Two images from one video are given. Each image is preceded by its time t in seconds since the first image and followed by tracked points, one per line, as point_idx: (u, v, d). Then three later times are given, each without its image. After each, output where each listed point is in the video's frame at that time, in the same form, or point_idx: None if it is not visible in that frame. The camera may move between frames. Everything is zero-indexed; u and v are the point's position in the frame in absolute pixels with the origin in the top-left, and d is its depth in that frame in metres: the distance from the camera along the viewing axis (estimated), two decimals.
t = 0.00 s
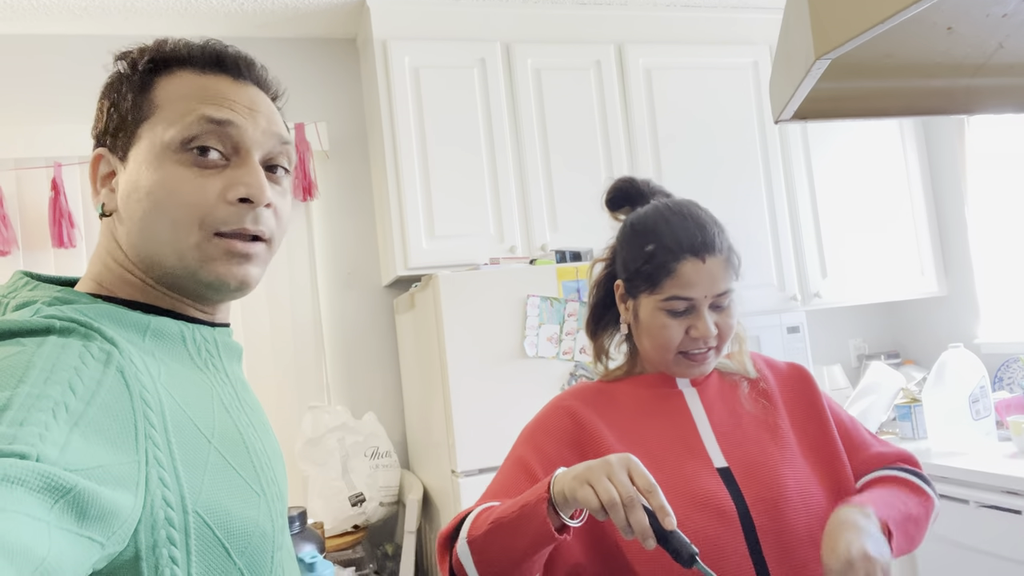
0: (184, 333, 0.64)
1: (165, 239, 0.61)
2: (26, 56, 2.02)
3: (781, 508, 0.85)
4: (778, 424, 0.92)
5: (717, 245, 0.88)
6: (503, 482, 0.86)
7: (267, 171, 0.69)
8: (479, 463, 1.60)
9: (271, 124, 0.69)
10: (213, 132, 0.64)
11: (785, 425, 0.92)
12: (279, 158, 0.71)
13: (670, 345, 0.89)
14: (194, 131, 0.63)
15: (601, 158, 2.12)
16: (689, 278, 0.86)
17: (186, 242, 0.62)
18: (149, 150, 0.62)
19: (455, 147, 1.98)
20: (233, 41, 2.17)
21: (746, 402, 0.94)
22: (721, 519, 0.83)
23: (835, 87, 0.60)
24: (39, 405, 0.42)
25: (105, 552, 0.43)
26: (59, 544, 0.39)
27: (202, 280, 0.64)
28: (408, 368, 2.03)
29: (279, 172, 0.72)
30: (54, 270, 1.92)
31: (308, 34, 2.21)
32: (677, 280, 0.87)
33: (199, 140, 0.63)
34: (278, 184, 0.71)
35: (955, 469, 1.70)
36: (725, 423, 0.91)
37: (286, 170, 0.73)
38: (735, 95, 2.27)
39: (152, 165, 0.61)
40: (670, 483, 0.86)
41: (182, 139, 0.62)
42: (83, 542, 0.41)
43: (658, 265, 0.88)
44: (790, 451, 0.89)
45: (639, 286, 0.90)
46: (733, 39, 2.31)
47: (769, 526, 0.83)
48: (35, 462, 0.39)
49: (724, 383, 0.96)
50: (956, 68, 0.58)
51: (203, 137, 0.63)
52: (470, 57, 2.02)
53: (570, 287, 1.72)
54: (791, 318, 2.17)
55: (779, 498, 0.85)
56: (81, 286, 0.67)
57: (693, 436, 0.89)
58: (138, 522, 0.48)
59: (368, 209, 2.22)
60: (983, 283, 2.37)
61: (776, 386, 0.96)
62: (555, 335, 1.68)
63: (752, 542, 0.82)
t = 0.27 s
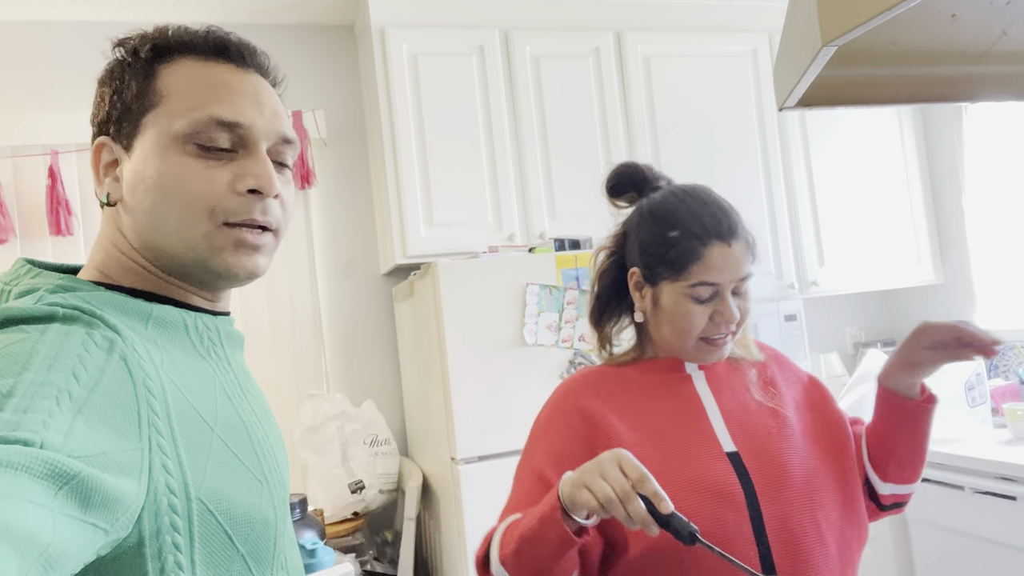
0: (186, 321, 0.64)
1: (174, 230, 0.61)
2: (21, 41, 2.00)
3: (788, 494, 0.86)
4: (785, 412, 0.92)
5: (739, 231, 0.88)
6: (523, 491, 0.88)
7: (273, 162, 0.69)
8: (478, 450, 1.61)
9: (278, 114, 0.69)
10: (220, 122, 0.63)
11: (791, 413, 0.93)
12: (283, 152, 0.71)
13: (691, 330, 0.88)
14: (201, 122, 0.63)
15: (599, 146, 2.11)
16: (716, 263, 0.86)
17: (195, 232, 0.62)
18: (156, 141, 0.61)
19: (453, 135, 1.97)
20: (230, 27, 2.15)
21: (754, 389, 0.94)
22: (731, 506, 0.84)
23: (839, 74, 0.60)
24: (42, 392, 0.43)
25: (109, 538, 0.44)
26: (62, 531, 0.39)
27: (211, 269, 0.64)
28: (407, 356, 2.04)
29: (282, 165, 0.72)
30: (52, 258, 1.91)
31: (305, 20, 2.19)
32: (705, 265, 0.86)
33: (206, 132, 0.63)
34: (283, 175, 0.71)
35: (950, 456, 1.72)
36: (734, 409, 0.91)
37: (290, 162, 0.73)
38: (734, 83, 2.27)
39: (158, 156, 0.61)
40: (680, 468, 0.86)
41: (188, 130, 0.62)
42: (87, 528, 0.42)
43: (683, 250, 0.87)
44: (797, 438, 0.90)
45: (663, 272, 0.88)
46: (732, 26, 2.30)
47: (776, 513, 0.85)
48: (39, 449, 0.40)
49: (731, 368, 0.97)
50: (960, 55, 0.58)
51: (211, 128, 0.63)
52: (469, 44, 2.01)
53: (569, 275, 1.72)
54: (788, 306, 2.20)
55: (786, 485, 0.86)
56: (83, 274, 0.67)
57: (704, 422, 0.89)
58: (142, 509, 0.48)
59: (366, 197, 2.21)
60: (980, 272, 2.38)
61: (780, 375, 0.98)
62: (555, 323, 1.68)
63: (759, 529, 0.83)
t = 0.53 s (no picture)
0: (186, 304, 0.64)
1: (182, 216, 0.62)
2: (14, 21, 1.98)
3: (791, 474, 0.87)
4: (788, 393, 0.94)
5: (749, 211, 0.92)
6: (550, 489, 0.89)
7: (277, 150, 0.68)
8: (477, 432, 1.62)
9: (282, 101, 0.69)
10: (229, 110, 0.63)
11: (794, 395, 0.94)
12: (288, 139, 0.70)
13: (724, 312, 0.90)
14: (209, 111, 0.62)
15: (598, 128, 2.10)
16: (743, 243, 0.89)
17: (202, 219, 0.62)
18: (164, 128, 0.61)
19: (451, 117, 1.96)
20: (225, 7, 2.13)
21: (757, 369, 0.96)
22: (735, 485, 0.84)
23: (840, 55, 0.60)
24: (41, 374, 0.43)
25: (110, 518, 0.44)
26: (63, 511, 0.40)
27: (218, 254, 0.65)
28: (406, 340, 2.04)
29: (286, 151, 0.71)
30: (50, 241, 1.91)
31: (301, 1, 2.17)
32: (733, 246, 0.89)
33: (215, 120, 0.62)
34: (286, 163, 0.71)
35: (945, 438, 1.73)
36: (738, 389, 0.92)
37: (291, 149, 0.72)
38: (734, 65, 2.25)
39: (166, 142, 0.61)
40: (686, 449, 0.87)
41: (197, 118, 0.62)
42: (88, 509, 0.42)
43: (711, 234, 0.89)
44: (799, 419, 0.92)
45: (692, 258, 0.90)
46: (733, 7, 2.28)
47: (779, 493, 0.85)
48: (39, 430, 0.40)
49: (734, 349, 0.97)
50: (962, 36, 0.58)
51: (218, 116, 0.63)
52: (467, 25, 1.99)
53: (567, 258, 1.72)
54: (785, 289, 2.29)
55: (789, 464, 0.87)
56: (82, 256, 0.67)
57: (709, 402, 0.90)
58: (142, 490, 0.49)
59: (363, 180, 2.21)
60: (977, 256, 2.39)
61: (784, 357, 0.99)
62: (553, 307, 1.69)
63: (762, 509, 0.84)
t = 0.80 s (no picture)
0: (185, 301, 0.64)
1: (181, 212, 0.61)
2: (12, 15, 1.97)
3: (788, 474, 0.86)
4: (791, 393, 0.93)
5: (742, 203, 0.89)
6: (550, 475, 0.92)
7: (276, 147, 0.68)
8: (476, 427, 1.63)
9: (280, 99, 0.68)
10: (226, 105, 0.63)
11: (798, 395, 0.93)
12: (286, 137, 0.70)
13: (706, 307, 0.89)
14: (208, 107, 0.62)
15: (597, 123, 2.10)
16: (724, 239, 0.86)
17: (201, 215, 0.62)
18: (162, 124, 0.61)
19: (450, 112, 1.95)
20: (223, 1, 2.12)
21: (761, 368, 0.95)
22: (729, 484, 0.84)
23: (838, 54, 0.59)
24: (40, 372, 0.43)
25: (110, 515, 0.44)
26: (63, 509, 0.40)
27: (217, 250, 0.64)
28: (404, 334, 2.04)
29: (284, 150, 0.71)
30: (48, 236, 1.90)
31: None
32: (713, 242, 0.86)
33: (212, 115, 0.62)
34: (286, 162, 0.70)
35: (943, 434, 1.74)
36: (739, 388, 0.92)
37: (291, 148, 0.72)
38: (733, 61, 2.25)
39: (165, 138, 0.61)
40: (683, 444, 0.87)
41: (195, 114, 0.62)
42: (88, 507, 0.42)
43: (691, 230, 0.87)
44: (802, 419, 0.91)
45: (671, 253, 0.89)
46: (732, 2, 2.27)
47: (773, 493, 0.85)
48: (38, 429, 0.40)
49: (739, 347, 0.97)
50: (961, 35, 0.58)
51: (217, 112, 0.62)
52: (465, 20, 1.98)
53: (566, 254, 1.72)
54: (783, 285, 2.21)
55: (786, 465, 0.86)
56: (81, 253, 0.67)
57: (707, 399, 0.90)
58: (142, 488, 0.49)
59: (362, 175, 2.20)
60: (976, 252, 2.39)
61: (791, 356, 0.98)
62: (551, 302, 1.69)
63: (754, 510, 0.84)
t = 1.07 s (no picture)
0: (184, 298, 0.65)
1: (178, 208, 0.62)
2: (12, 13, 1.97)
3: (782, 475, 0.86)
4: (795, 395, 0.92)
5: (735, 198, 0.89)
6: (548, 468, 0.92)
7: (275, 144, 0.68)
8: (474, 426, 1.63)
9: (279, 95, 0.69)
10: (223, 100, 0.63)
11: (803, 398, 0.92)
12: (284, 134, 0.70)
13: (691, 301, 0.89)
14: (207, 103, 0.62)
15: (597, 122, 2.10)
16: (708, 231, 0.87)
17: (197, 211, 0.62)
18: (160, 120, 0.61)
19: (450, 111, 1.95)
20: None
21: (766, 369, 0.94)
22: (720, 484, 0.84)
23: (835, 52, 0.59)
24: (39, 367, 0.43)
25: (110, 510, 0.45)
26: (62, 504, 0.40)
27: (213, 247, 0.65)
28: (404, 333, 2.04)
29: (284, 146, 0.71)
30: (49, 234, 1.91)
31: None
32: (697, 233, 0.87)
33: (210, 110, 0.62)
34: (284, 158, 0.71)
35: (942, 433, 1.74)
36: (739, 389, 0.91)
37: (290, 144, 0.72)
38: (733, 60, 2.25)
39: (162, 134, 0.61)
40: (677, 444, 0.87)
41: (192, 109, 0.62)
42: (88, 501, 0.43)
43: (676, 220, 0.88)
44: (803, 422, 0.90)
45: (659, 244, 0.90)
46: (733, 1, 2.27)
47: (761, 493, 0.85)
48: (37, 424, 0.40)
49: (745, 348, 0.96)
50: (958, 33, 0.58)
51: (214, 107, 0.62)
52: (465, 19, 1.98)
53: (565, 253, 1.72)
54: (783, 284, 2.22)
55: (779, 466, 0.86)
56: (80, 249, 0.67)
57: (704, 399, 0.90)
58: (142, 483, 0.49)
59: (362, 173, 2.20)
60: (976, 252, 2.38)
61: (799, 359, 0.96)
62: (550, 301, 1.69)
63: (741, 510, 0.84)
